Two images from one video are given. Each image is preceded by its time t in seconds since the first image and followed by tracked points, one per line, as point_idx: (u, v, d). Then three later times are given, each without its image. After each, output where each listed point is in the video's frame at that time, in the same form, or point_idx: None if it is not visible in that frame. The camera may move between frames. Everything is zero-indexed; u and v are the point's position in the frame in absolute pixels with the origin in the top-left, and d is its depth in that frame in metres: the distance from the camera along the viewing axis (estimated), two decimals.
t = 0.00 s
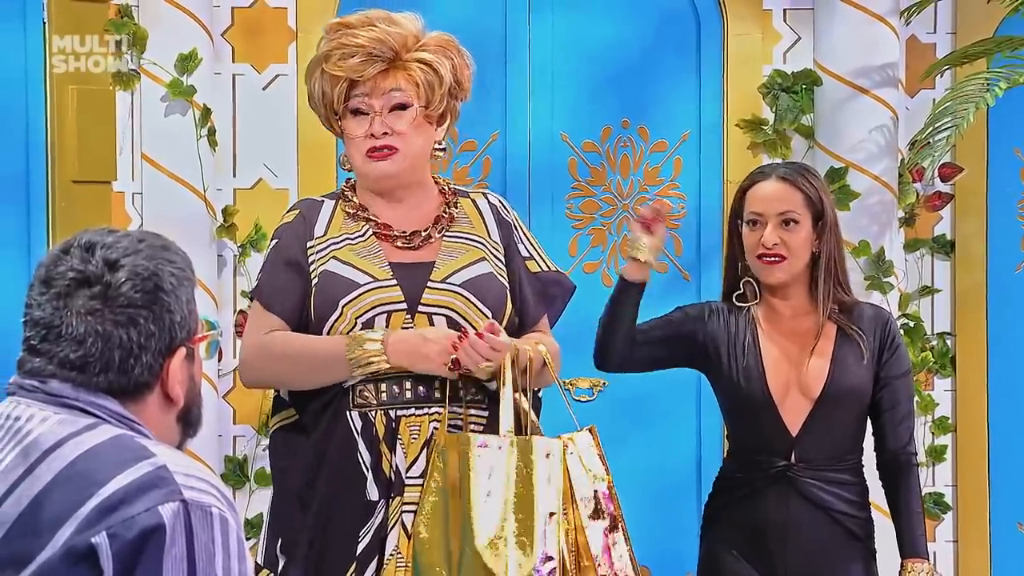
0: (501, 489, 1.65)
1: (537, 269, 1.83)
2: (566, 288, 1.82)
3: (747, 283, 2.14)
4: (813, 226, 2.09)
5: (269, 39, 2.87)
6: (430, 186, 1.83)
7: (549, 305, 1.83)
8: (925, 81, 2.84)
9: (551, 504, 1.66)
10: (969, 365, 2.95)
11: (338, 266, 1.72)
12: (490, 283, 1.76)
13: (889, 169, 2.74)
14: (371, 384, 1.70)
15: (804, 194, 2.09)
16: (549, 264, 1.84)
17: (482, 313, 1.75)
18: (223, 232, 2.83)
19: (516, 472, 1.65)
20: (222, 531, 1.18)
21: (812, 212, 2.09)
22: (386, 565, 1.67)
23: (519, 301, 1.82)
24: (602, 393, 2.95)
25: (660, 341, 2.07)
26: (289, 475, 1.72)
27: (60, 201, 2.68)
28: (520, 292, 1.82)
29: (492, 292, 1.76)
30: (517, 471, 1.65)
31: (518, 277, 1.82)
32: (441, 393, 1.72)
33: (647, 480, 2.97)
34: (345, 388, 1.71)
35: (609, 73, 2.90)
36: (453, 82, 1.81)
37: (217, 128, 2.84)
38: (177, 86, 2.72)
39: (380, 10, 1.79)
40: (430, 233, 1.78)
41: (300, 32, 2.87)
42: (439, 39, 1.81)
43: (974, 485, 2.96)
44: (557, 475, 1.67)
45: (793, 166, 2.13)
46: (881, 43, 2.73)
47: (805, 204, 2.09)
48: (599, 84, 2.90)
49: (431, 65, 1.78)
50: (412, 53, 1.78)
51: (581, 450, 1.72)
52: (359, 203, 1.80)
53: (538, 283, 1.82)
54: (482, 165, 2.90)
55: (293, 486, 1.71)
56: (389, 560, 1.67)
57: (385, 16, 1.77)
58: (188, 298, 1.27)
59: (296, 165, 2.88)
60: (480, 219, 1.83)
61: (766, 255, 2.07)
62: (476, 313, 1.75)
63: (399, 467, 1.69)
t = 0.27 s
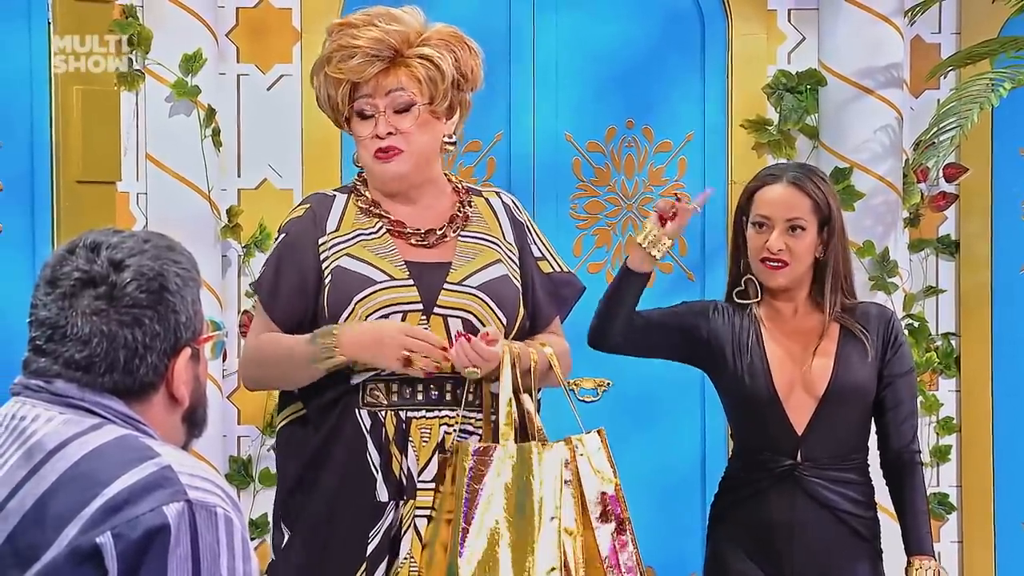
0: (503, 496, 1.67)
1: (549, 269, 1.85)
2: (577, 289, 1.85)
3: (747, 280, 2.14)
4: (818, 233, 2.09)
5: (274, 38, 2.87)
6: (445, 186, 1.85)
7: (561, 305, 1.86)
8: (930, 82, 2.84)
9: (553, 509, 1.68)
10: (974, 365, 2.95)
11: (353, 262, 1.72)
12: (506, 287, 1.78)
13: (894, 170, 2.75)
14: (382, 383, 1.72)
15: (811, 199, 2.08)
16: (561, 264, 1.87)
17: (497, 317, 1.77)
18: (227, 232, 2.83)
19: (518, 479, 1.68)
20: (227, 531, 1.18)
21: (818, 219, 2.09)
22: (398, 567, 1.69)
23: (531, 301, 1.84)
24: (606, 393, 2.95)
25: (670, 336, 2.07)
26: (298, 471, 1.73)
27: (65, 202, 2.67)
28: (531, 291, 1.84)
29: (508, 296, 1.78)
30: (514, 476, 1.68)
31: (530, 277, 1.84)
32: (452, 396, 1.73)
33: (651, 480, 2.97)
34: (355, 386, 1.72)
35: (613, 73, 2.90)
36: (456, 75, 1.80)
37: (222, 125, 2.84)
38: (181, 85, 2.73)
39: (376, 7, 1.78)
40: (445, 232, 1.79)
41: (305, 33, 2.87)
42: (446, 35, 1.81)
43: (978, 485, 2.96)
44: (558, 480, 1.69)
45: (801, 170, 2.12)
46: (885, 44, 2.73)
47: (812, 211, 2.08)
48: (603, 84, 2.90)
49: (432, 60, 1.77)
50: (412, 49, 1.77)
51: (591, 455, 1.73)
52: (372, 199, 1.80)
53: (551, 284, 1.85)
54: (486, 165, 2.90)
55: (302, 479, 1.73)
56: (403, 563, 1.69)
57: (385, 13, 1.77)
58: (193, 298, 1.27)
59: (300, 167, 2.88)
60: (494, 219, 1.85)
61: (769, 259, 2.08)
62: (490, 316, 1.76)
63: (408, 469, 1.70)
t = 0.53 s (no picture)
0: (515, 517, 1.68)
1: (560, 272, 1.87)
2: (587, 292, 1.87)
3: (750, 279, 2.14)
4: (819, 231, 2.08)
5: (279, 38, 2.89)
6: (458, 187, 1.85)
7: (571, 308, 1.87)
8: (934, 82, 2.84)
9: (565, 530, 1.69)
10: (978, 365, 2.95)
11: (364, 265, 1.73)
12: (518, 296, 1.80)
13: (898, 171, 2.74)
14: (392, 391, 1.72)
15: (812, 197, 2.08)
16: (571, 267, 1.89)
17: (508, 329, 1.79)
18: (231, 232, 2.85)
19: (528, 500, 1.68)
20: (231, 531, 1.18)
21: (819, 218, 2.08)
22: None
23: (542, 305, 1.86)
24: (609, 393, 2.95)
25: (673, 336, 2.07)
26: (311, 472, 1.73)
27: (69, 202, 2.55)
28: (542, 294, 1.86)
29: (519, 307, 1.80)
30: (524, 497, 1.68)
31: (541, 280, 1.86)
32: (461, 405, 1.73)
33: (656, 481, 2.97)
34: (364, 396, 1.73)
35: (617, 74, 2.90)
36: (473, 76, 1.80)
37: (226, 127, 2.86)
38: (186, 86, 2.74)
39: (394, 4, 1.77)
40: (457, 236, 1.79)
41: (309, 33, 2.89)
42: (463, 33, 1.80)
43: (983, 485, 2.96)
44: (569, 501, 1.69)
45: (801, 167, 2.11)
46: (890, 44, 2.73)
47: (814, 209, 2.08)
48: (607, 84, 2.90)
49: (450, 60, 1.77)
50: (430, 49, 1.77)
51: (601, 471, 1.75)
52: (384, 198, 1.80)
53: (561, 287, 1.87)
54: (491, 166, 2.90)
55: (316, 481, 1.73)
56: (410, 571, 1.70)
57: (403, 9, 1.76)
58: (198, 298, 1.27)
59: (304, 164, 2.90)
60: (506, 223, 1.85)
61: (772, 257, 2.07)
62: (501, 326, 1.78)
63: (417, 478, 1.71)
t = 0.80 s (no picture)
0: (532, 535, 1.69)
1: (566, 279, 1.88)
2: (592, 297, 1.87)
3: (745, 281, 2.14)
4: (811, 226, 2.08)
5: (282, 38, 2.89)
6: (462, 194, 1.85)
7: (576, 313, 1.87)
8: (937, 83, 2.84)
9: (580, 546, 1.70)
10: (982, 365, 2.95)
11: (367, 280, 1.73)
12: (524, 311, 1.80)
13: (902, 171, 2.75)
14: (395, 406, 1.73)
15: (804, 189, 2.08)
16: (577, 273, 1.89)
17: (514, 346, 1.79)
18: (234, 233, 2.86)
19: (545, 518, 1.69)
20: (234, 532, 1.18)
21: (811, 210, 2.08)
22: None
23: (547, 313, 1.86)
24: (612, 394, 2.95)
25: (670, 348, 2.08)
26: (321, 480, 1.76)
27: (74, 201, 2.54)
28: (547, 299, 1.86)
29: (525, 321, 1.80)
30: (542, 519, 1.69)
31: (547, 288, 1.86)
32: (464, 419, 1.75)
33: (661, 482, 2.97)
34: (368, 411, 1.75)
35: (620, 74, 2.90)
36: (478, 83, 1.80)
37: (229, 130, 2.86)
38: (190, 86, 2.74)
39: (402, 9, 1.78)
40: (462, 245, 1.80)
41: (312, 33, 2.89)
42: (468, 38, 1.80)
43: (987, 485, 2.96)
44: (586, 518, 1.71)
45: (793, 164, 2.13)
46: (893, 44, 2.74)
47: (805, 200, 2.08)
48: (610, 85, 2.90)
49: (455, 68, 1.77)
50: (435, 56, 1.76)
51: (609, 485, 1.78)
52: (388, 207, 1.79)
53: (567, 293, 1.87)
54: (494, 166, 2.90)
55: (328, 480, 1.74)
56: None
57: (409, 15, 1.76)
58: (201, 299, 1.27)
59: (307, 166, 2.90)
60: (511, 235, 1.85)
61: (763, 250, 2.07)
62: (504, 342, 1.78)
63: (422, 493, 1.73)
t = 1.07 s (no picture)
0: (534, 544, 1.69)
1: (565, 287, 1.88)
2: (591, 304, 1.87)
3: (740, 288, 2.14)
4: (803, 225, 2.08)
5: (281, 39, 2.89)
6: (462, 204, 1.85)
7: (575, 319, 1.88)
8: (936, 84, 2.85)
9: (583, 553, 1.72)
10: (981, 365, 2.95)
11: (369, 294, 1.73)
12: (524, 321, 1.81)
13: (900, 171, 2.75)
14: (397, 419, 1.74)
15: (794, 190, 2.09)
16: (575, 281, 1.90)
17: (513, 356, 1.80)
18: (233, 233, 2.85)
19: (546, 527, 1.70)
20: (233, 533, 1.18)
21: (803, 211, 2.08)
22: None
23: (547, 321, 1.87)
24: (612, 394, 2.95)
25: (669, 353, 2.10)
26: (318, 495, 1.75)
27: (74, 201, 2.54)
28: (546, 306, 1.87)
29: (524, 330, 1.80)
30: (543, 525, 1.70)
31: (545, 296, 1.86)
32: (466, 429, 1.75)
33: (660, 484, 2.97)
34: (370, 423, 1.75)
35: (619, 76, 2.90)
36: (478, 98, 1.78)
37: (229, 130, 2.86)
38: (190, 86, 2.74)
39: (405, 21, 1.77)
40: (463, 256, 1.80)
41: (311, 33, 2.89)
42: (469, 51, 1.78)
43: (986, 484, 2.96)
44: (586, 525, 1.72)
45: (784, 167, 2.14)
46: (893, 45, 2.74)
47: (795, 200, 2.09)
48: (610, 86, 2.90)
49: (454, 84, 1.76)
50: (434, 71, 1.75)
51: (606, 492, 1.78)
52: (389, 218, 1.79)
53: (566, 301, 1.88)
54: (493, 166, 2.90)
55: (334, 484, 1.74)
56: None
57: (410, 29, 1.76)
58: (200, 300, 1.27)
59: (307, 168, 2.90)
60: (512, 247, 1.85)
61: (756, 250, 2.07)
62: (505, 353, 1.79)
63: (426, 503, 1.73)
